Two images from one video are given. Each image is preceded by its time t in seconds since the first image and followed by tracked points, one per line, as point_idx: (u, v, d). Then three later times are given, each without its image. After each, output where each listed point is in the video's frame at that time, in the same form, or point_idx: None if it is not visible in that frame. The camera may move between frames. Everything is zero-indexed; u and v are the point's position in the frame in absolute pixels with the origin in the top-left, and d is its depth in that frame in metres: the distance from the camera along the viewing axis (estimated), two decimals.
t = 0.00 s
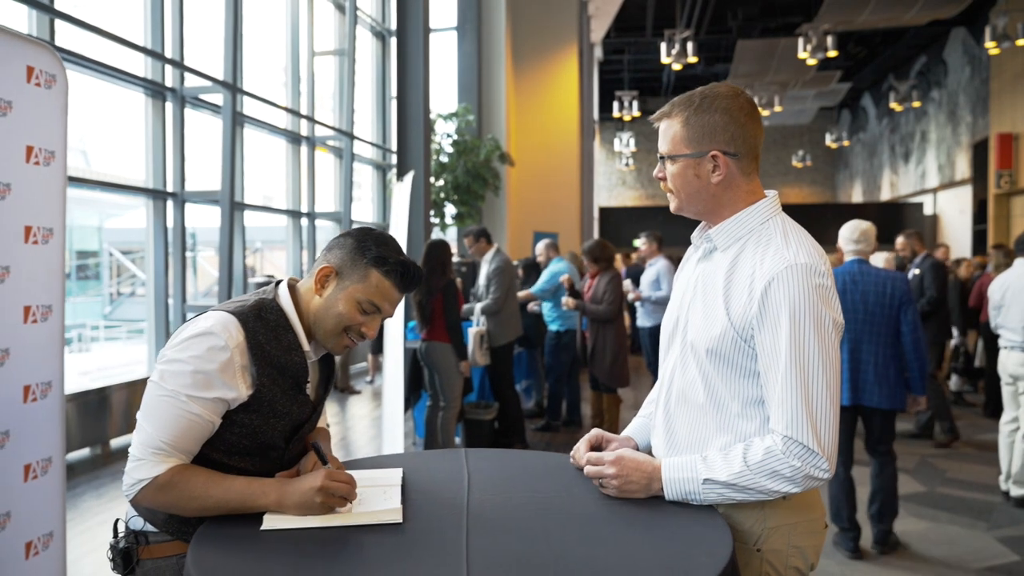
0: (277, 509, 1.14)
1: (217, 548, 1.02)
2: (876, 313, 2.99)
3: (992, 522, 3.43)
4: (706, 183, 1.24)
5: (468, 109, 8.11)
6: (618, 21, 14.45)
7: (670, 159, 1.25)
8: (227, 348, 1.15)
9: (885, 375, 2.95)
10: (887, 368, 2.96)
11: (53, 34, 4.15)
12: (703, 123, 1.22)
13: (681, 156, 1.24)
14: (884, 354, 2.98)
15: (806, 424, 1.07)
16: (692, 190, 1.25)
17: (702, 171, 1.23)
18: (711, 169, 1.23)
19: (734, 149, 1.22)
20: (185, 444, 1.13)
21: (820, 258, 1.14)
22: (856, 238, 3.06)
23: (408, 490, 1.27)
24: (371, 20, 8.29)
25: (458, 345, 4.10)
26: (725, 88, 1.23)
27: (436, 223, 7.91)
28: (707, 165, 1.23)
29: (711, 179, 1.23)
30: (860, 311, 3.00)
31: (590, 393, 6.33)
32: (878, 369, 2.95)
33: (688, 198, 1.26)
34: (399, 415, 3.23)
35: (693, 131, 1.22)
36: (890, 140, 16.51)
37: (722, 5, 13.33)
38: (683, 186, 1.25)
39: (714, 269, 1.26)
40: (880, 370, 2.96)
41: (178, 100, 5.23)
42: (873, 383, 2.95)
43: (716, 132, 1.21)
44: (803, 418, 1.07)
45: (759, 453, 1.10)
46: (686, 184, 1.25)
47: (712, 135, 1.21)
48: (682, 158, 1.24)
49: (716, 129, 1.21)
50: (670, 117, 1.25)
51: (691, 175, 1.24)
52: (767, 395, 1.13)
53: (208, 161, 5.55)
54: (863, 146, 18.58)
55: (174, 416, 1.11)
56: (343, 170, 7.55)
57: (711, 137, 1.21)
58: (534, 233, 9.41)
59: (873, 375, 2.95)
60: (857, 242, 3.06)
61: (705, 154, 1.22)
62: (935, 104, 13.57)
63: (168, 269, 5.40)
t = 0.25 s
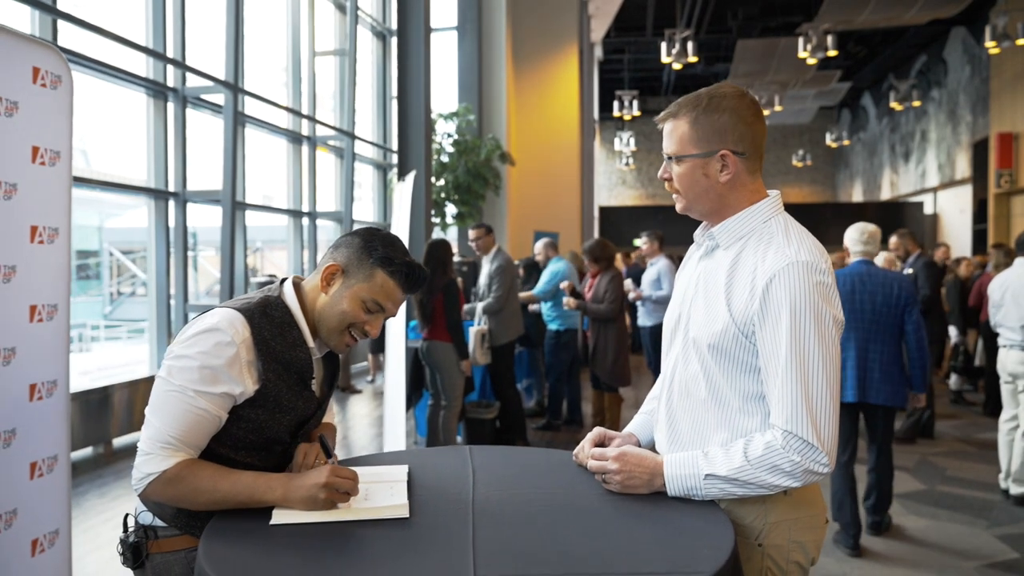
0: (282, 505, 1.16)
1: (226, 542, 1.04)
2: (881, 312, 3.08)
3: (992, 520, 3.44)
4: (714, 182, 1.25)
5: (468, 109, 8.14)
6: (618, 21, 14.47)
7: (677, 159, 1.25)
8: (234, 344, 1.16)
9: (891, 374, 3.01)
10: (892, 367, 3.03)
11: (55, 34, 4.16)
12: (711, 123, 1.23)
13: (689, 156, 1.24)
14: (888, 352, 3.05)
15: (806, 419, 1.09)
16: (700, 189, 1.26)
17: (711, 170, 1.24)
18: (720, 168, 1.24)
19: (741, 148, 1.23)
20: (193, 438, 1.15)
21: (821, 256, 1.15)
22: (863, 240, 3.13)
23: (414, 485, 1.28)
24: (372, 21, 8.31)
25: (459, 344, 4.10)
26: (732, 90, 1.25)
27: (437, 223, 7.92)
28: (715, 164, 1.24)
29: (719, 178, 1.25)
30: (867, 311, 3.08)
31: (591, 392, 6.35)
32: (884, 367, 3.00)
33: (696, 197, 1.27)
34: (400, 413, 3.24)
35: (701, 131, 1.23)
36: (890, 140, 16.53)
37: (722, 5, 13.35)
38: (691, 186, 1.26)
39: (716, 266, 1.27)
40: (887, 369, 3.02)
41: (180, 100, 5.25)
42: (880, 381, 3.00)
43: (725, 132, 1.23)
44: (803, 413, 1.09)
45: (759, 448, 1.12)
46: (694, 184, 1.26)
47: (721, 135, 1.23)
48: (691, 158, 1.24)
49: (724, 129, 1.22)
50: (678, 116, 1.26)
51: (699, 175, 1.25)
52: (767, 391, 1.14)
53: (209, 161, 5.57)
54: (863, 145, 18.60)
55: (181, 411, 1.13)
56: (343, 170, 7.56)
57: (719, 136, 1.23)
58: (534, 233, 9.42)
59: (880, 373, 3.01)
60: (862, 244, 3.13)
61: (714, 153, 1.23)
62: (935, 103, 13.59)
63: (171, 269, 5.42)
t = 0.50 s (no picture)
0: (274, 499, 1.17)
1: (229, 537, 1.05)
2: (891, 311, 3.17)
3: (991, 518, 3.45)
4: (732, 179, 1.26)
5: (468, 108, 8.15)
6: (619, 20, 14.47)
7: (694, 158, 1.24)
8: (236, 339, 1.17)
9: (898, 370, 3.10)
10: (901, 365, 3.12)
11: (55, 33, 4.15)
12: (729, 121, 1.23)
13: (706, 155, 1.24)
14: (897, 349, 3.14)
15: (805, 413, 1.09)
16: (718, 187, 1.26)
17: (729, 167, 1.25)
18: (738, 165, 1.25)
19: (758, 144, 1.25)
20: (184, 429, 1.16)
21: (821, 252, 1.16)
22: (875, 240, 3.23)
23: (416, 481, 1.29)
24: (372, 20, 8.31)
25: (459, 342, 4.10)
26: (738, 88, 1.26)
27: (437, 222, 7.92)
28: (734, 160, 1.25)
29: (736, 175, 1.26)
30: (879, 308, 3.17)
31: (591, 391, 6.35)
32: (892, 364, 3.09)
33: (713, 195, 1.26)
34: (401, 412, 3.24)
35: (717, 130, 1.23)
36: (890, 139, 16.53)
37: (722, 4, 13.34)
38: (707, 185, 1.26)
39: (716, 262, 1.28)
40: (895, 366, 3.10)
41: (181, 100, 5.25)
42: (888, 377, 3.09)
43: (741, 129, 1.23)
44: (803, 407, 1.09)
45: (759, 442, 1.13)
46: (712, 182, 1.25)
47: (737, 132, 1.23)
48: (709, 157, 1.24)
49: (741, 127, 1.23)
50: (692, 116, 1.25)
51: (719, 172, 1.25)
52: (767, 385, 1.15)
53: (210, 160, 5.57)
54: (863, 145, 18.61)
55: (178, 401, 1.14)
56: (344, 169, 7.58)
57: (737, 134, 1.23)
58: (534, 232, 9.43)
59: (889, 370, 3.09)
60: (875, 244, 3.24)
61: (732, 150, 1.24)
62: (935, 103, 13.60)
63: (172, 268, 5.42)
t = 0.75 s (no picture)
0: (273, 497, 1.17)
1: (232, 536, 1.05)
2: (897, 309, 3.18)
3: (992, 517, 3.45)
4: (738, 178, 1.26)
5: (469, 108, 8.14)
6: (619, 20, 14.45)
7: (700, 158, 1.24)
8: (238, 339, 1.17)
9: (901, 367, 3.13)
10: (904, 361, 3.14)
11: (56, 32, 4.15)
12: (736, 120, 1.23)
13: (713, 154, 1.23)
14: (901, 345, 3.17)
15: (810, 413, 1.09)
16: (725, 187, 1.26)
17: (736, 166, 1.25)
18: (744, 163, 1.25)
19: (763, 143, 1.25)
20: (183, 427, 1.16)
21: (825, 252, 1.16)
22: (882, 238, 3.23)
23: (419, 481, 1.29)
24: (373, 20, 8.30)
25: (460, 342, 4.10)
26: (742, 86, 1.26)
27: (437, 221, 7.91)
28: (741, 159, 1.25)
29: (742, 174, 1.26)
30: (884, 307, 3.17)
31: (592, 391, 6.35)
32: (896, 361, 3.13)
33: (718, 195, 1.26)
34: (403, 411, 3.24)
35: (724, 129, 1.23)
36: (891, 139, 16.52)
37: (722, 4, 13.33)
38: (713, 184, 1.26)
39: (719, 262, 1.28)
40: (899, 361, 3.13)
41: (181, 99, 5.24)
42: (890, 373, 3.13)
43: (748, 128, 1.23)
44: (807, 407, 1.09)
45: (763, 442, 1.13)
46: (718, 181, 1.25)
47: (744, 131, 1.23)
48: (715, 156, 1.24)
49: (748, 127, 1.24)
50: (698, 115, 1.24)
51: (725, 172, 1.25)
52: (771, 385, 1.15)
53: (211, 159, 5.56)
54: (863, 144, 18.61)
55: (179, 400, 1.14)
56: (344, 169, 7.58)
57: (743, 134, 1.23)
58: (534, 232, 9.42)
59: (890, 366, 3.13)
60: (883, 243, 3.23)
61: (739, 150, 1.24)
62: (936, 102, 13.59)
63: (173, 268, 5.41)
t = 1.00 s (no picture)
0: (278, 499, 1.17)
1: (236, 538, 1.04)
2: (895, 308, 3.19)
3: (993, 517, 3.45)
4: (741, 178, 1.25)
5: (469, 107, 8.14)
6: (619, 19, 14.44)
7: (704, 158, 1.24)
8: (241, 342, 1.16)
9: (898, 366, 3.15)
10: (901, 360, 3.15)
11: (56, 32, 4.14)
12: (740, 119, 1.23)
13: (717, 154, 1.23)
14: (900, 345, 3.18)
15: (814, 414, 1.09)
16: (728, 187, 1.25)
17: (740, 166, 1.24)
18: (748, 163, 1.25)
19: (768, 143, 1.25)
20: (186, 431, 1.15)
21: (831, 252, 1.16)
22: (886, 240, 3.29)
23: (422, 481, 1.29)
24: (373, 19, 8.30)
25: (460, 342, 4.10)
26: (746, 86, 1.25)
27: (438, 221, 7.91)
28: (745, 159, 1.24)
29: (746, 174, 1.25)
30: (882, 305, 3.19)
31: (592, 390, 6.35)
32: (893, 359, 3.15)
33: (722, 196, 1.26)
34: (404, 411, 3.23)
35: (728, 129, 1.22)
36: (891, 138, 16.52)
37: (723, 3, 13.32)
38: (717, 184, 1.25)
39: (723, 262, 1.28)
40: (896, 359, 3.15)
41: (182, 99, 5.24)
42: (886, 371, 3.16)
43: (752, 128, 1.23)
44: (812, 408, 1.09)
45: (768, 444, 1.12)
46: (722, 181, 1.25)
47: (748, 131, 1.23)
48: (719, 156, 1.23)
49: (753, 126, 1.23)
50: (702, 115, 1.24)
51: (729, 171, 1.24)
52: (775, 386, 1.15)
53: (211, 159, 5.55)
54: (864, 144, 18.60)
55: (182, 404, 1.14)
56: (345, 168, 7.58)
57: (747, 134, 1.23)
58: (534, 231, 9.42)
59: (886, 364, 3.16)
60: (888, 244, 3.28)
61: (743, 149, 1.23)
62: (937, 101, 13.58)
63: (173, 268, 5.40)
